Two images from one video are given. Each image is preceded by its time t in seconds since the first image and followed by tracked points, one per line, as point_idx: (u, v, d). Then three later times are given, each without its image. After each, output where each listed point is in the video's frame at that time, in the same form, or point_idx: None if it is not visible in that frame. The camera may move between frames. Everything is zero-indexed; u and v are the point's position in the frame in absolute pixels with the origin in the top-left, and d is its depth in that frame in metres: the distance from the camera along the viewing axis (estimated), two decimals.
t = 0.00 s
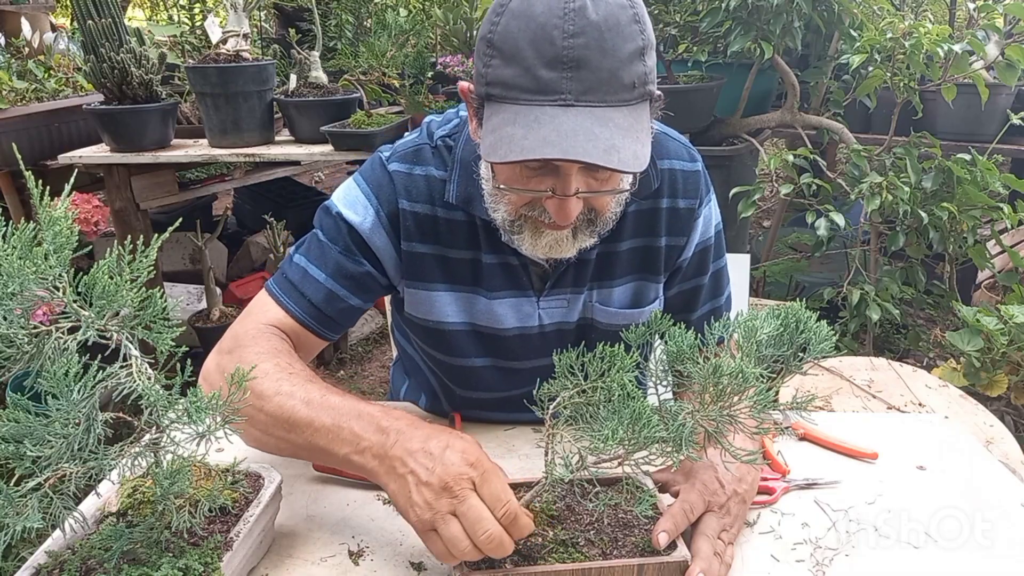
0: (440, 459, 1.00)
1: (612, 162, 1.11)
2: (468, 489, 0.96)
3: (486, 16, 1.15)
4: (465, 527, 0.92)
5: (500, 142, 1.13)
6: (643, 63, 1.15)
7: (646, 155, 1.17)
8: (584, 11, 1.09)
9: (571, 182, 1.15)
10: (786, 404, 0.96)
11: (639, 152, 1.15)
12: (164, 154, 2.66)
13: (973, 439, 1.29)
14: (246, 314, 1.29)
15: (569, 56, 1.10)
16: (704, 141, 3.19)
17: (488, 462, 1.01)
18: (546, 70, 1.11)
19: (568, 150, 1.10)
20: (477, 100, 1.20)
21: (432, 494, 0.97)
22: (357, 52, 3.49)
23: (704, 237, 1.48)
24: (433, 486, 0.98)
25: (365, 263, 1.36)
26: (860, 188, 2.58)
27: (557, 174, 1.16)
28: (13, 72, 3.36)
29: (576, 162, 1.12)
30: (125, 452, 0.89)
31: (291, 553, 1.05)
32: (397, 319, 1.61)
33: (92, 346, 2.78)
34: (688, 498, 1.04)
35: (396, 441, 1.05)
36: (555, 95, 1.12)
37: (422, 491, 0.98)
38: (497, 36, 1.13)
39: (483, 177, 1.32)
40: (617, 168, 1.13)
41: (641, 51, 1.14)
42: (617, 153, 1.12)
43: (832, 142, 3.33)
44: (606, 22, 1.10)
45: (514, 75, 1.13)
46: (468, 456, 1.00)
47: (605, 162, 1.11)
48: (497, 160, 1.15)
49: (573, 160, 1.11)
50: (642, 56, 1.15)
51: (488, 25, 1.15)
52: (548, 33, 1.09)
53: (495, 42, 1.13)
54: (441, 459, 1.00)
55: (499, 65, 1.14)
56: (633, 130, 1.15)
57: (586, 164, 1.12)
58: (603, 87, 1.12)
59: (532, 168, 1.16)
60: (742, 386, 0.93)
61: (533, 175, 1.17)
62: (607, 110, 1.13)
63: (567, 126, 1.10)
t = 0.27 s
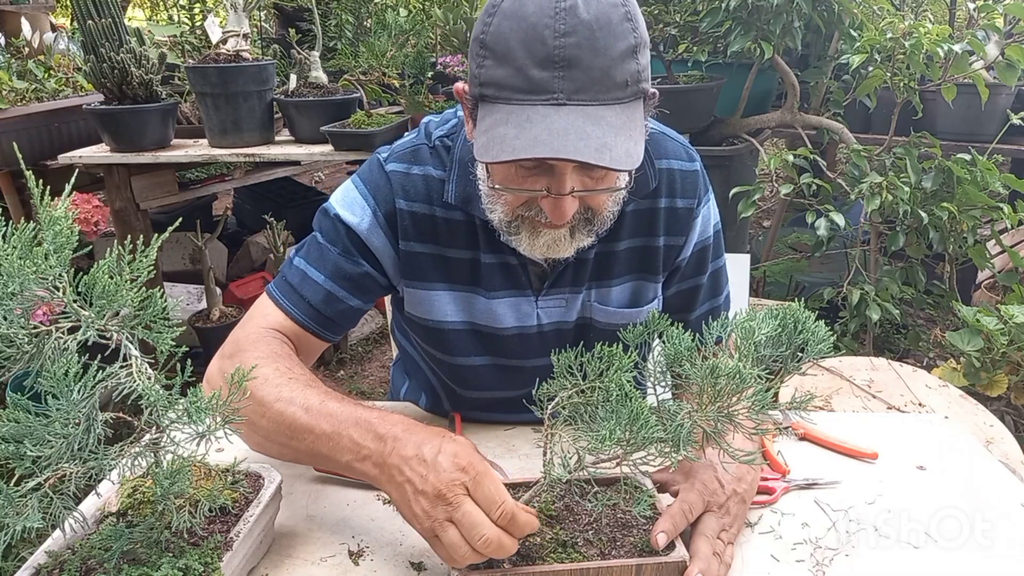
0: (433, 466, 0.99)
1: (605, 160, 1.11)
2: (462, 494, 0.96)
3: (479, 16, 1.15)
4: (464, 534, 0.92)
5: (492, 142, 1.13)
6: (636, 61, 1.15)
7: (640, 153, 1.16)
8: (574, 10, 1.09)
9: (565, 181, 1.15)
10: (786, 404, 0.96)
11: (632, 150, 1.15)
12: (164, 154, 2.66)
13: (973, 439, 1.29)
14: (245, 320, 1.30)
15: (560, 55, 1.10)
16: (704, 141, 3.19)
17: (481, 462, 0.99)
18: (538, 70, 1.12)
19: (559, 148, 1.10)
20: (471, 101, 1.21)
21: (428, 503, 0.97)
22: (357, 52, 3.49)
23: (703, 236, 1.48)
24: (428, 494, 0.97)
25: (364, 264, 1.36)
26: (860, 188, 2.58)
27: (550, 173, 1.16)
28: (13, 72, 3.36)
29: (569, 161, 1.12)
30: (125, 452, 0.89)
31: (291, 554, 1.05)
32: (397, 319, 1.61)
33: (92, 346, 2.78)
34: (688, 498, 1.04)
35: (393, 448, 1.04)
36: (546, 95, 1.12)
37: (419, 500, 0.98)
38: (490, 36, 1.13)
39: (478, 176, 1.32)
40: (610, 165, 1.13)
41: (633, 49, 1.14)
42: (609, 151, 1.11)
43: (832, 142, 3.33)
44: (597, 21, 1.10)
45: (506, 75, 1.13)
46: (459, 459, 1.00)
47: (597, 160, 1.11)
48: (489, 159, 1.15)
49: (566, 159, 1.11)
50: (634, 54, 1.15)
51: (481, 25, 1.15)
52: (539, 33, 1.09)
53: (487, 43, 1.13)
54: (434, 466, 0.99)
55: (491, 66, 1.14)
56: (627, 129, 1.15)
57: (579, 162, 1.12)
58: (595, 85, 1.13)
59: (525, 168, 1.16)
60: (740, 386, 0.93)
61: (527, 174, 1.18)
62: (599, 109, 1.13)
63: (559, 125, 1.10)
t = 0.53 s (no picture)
0: (436, 460, 0.99)
1: (582, 138, 1.11)
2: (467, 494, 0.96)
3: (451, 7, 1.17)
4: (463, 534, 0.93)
5: (467, 126, 1.14)
6: (607, 41, 1.16)
7: (615, 131, 1.17)
8: None
9: (543, 162, 1.16)
10: (786, 403, 0.97)
11: (607, 128, 1.15)
12: (164, 154, 2.66)
13: (972, 438, 1.29)
14: (243, 325, 1.30)
15: (531, 38, 1.12)
16: (704, 141, 3.19)
17: (487, 460, 0.99)
18: (509, 53, 1.13)
19: (532, 127, 1.09)
20: (447, 92, 1.22)
21: (431, 501, 0.97)
22: (357, 52, 3.49)
23: (690, 216, 1.49)
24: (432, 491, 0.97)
25: (356, 260, 1.37)
26: (860, 188, 2.58)
27: (527, 155, 1.16)
28: (13, 72, 3.36)
29: (545, 141, 1.12)
30: (125, 452, 0.89)
31: (291, 553, 1.05)
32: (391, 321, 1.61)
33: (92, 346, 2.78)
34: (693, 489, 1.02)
35: (392, 442, 1.05)
36: (519, 77, 1.13)
37: (421, 497, 0.98)
38: (461, 23, 1.14)
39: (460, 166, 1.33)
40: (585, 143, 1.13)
41: (604, 30, 1.16)
42: (582, 128, 1.11)
43: (832, 142, 3.33)
44: (566, 3, 1.12)
45: (479, 61, 1.14)
46: (464, 455, 0.99)
47: (569, 137, 1.10)
48: (466, 145, 1.16)
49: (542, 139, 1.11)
50: (605, 35, 1.16)
51: (453, 14, 1.16)
52: (509, 17, 1.11)
53: (459, 30, 1.14)
54: (439, 462, 0.99)
55: (464, 53, 1.15)
56: (600, 108, 1.15)
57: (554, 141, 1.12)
58: (566, 66, 1.14)
59: (502, 152, 1.17)
60: (740, 385, 0.93)
61: (505, 159, 1.18)
62: (571, 90, 1.14)
63: (531, 105, 1.11)
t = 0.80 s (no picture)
0: (435, 451, 0.99)
1: (552, 118, 1.10)
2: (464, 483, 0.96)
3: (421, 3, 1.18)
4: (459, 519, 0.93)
5: (441, 118, 1.14)
6: (573, 23, 1.16)
7: (587, 109, 1.15)
8: None
9: (522, 150, 1.17)
10: (786, 404, 0.96)
11: (578, 107, 1.14)
12: (164, 154, 2.66)
13: (973, 439, 1.29)
14: (241, 328, 1.31)
15: (496, 26, 1.12)
16: (704, 141, 3.19)
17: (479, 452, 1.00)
18: (476, 43, 1.14)
19: (501, 113, 1.09)
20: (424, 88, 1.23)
21: (424, 488, 0.96)
22: (357, 52, 3.49)
23: (685, 207, 1.47)
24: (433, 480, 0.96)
25: (347, 259, 1.37)
26: (860, 188, 2.58)
27: (505, 144, 1.17)
28: (13, 72, 3.36)
29: (517, 126, 1.12)
30: (124, 452, 0.89)
31: (291, 553, 1.05)
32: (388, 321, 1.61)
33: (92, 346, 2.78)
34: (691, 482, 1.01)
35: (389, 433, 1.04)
36: (487, 65, 1.14)
37: (414, 483, 0.97)
38: (429, 19, 1.15)
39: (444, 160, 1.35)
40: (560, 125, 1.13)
41: (570, 13, 1.16)
42: (551, 109, 1.10)
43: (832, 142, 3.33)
44: None
45: (449, 54, 1.15)
46: (461, 447, 1.00)
47: (539, 118, 1.09)
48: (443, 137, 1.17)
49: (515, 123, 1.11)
50: (571, 17, 1.16)
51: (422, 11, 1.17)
52: (473, 8, 1.11)
53: (429, 26, 1.15)
54: (437, 452, 0.98)
55: (436, 48, 1.16)
56: (571, 88, 1.14)
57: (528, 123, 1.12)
58: (533, 51, 1.14)
59: (480, 144, 1.18)
60: (740, 385, 0.92)
61: (485, 151, 1.19)
62: (541, 73, 1.14)
63: (499, 91, 1.11)
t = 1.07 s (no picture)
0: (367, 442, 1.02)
1: (528, 117, 1.09)
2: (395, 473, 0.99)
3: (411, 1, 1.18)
4: (394, 511, 0.96)
5: (422, 114, 1.15)
6: (558, 22, 1.15)
7: (567, 108, 1.13)
8: None
9: (506, 147, 1.16)
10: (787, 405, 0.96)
11: (556, 107, 1.12)
12: (164, 154, 2.66)
13: (973, 438, 1.29)
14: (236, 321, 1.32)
15: (478, 24, 1.12)
16: (704, 141, 3.19)
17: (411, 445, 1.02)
18: (459, 40, 1.13)
19: (474, 111, 1.09)
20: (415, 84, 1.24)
21: (354, 484, 1.01)
22: (357, 52, 3.49)
23: (687, 203, 1.48)
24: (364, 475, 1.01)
25: (342, 255, 1.37)
26: (860, 188, 2.58)
27: (490, 140, 1.16)
28: (13, 72, 3.36)
29: (494, 125, 1.12)
30: (125, 452, 0.89)
31: (291, 554, 1.05)
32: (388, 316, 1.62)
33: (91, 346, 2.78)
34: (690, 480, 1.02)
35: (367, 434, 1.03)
36: (469, 64, 1.14)
37: (349, 478, 1.02)
38: (416, 16, 1.16)
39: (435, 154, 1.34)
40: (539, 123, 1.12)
41: (554, 11, 1.14)
42: (526, 109, 1.09)
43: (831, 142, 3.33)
44: None
45: (433, 51, 1.15)
46: (388, 441, 1.02)
47: (512, 118, 1.09)
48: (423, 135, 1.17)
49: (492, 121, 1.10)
50: (556, 16, 1.14)
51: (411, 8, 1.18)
52: (456, 5, 1.11)
53: (416, 23, 1.16)
54: (363, 447, 1.02)
55: (423, 45, 1.17)
56: (552, 87, 1.13)
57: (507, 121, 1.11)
58: (515, 49, 1.13)
59: (466, 140, 1.17)
60: (742, 387, 0.92)
61: (472, 146, 1.19)
62: (522, 71, 1.13)
63: (476, 90, 1.11)
